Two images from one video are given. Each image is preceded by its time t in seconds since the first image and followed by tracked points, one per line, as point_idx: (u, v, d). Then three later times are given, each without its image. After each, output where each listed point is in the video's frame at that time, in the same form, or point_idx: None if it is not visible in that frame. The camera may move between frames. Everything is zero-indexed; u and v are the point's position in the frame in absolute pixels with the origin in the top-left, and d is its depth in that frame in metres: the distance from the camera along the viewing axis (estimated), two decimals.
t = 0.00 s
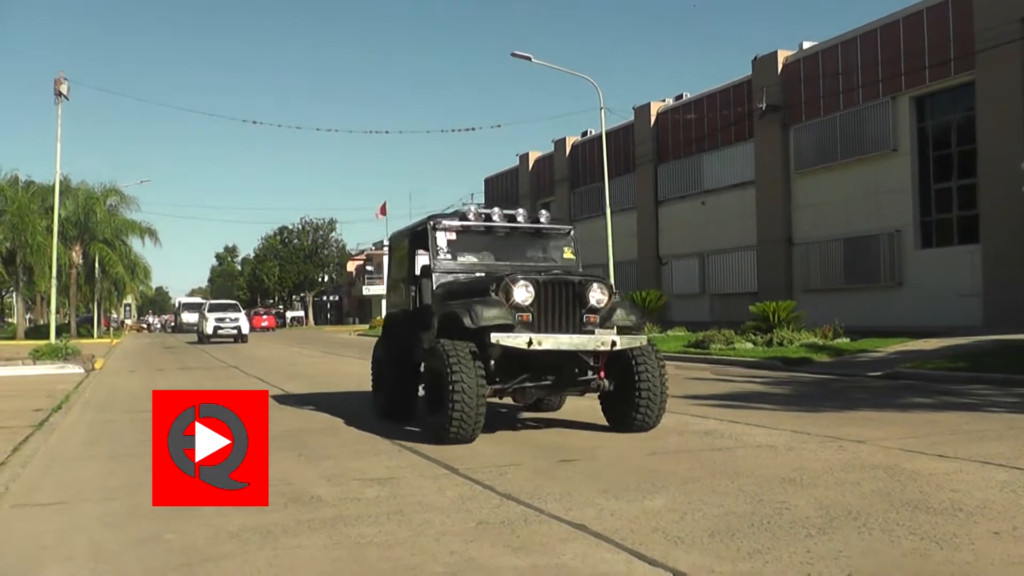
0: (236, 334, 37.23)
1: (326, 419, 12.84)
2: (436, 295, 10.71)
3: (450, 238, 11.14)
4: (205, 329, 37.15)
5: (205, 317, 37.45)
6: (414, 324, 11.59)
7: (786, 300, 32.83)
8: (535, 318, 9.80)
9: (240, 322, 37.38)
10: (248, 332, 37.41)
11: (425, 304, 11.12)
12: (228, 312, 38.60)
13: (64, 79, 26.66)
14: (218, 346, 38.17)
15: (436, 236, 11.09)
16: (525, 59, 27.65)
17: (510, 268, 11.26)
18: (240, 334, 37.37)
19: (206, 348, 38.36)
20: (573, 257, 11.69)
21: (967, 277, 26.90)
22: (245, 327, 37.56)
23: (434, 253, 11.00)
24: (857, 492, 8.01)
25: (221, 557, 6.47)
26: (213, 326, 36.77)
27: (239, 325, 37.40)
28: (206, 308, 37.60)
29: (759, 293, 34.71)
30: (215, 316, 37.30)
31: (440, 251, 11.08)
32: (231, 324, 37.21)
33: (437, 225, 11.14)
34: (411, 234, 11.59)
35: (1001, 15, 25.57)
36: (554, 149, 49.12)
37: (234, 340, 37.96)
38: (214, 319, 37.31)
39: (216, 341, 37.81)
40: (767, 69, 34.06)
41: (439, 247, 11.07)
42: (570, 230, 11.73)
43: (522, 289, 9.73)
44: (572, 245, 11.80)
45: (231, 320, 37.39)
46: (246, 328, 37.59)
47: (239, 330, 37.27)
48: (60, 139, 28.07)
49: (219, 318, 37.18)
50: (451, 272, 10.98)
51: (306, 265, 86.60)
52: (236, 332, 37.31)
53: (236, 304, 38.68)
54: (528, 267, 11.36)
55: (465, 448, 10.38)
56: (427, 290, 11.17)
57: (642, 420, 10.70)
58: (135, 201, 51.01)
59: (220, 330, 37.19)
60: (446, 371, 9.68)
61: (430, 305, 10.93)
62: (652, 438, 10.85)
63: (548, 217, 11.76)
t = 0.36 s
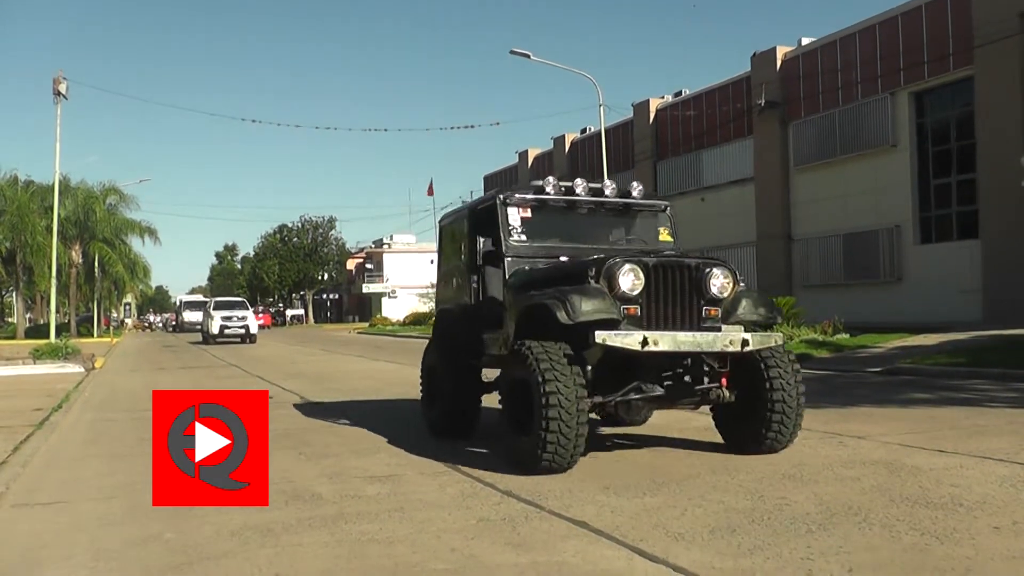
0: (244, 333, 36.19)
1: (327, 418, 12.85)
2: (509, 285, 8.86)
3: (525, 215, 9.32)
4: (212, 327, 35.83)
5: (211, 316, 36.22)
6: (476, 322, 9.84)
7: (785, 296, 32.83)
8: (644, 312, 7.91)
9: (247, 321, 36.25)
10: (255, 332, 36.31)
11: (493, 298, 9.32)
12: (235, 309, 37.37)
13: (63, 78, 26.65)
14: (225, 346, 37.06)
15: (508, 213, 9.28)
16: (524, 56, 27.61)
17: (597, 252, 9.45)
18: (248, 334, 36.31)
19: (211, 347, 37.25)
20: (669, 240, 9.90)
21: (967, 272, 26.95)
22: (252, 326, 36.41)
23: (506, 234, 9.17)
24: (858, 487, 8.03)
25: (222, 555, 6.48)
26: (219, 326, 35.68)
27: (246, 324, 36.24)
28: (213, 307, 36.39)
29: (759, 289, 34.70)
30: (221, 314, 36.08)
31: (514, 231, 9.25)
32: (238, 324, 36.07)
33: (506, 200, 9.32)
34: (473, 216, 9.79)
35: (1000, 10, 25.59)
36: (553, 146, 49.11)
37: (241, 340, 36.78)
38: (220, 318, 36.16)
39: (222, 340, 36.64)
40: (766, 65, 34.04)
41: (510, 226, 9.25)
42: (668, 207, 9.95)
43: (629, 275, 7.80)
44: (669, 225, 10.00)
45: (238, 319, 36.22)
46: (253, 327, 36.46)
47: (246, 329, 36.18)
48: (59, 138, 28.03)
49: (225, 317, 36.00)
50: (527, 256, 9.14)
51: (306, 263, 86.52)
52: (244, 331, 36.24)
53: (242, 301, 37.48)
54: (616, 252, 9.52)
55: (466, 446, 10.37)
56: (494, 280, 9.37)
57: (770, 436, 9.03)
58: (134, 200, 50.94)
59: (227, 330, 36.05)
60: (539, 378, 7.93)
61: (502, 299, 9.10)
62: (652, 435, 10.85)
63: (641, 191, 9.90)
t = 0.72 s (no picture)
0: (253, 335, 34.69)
1: (327, 417, 12.84)
2: (629, 269, 6.91)
3: (642, 182, 7.41)
4: (221, 329, 34.10)
5: (218, 316, 34.60)
6: (576, 319, 7.90)
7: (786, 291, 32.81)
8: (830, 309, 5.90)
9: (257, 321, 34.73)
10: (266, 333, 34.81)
11: (596, 290, 7.60)
12: (243, 308, 35.78)
13: (63, 79, 26.69)
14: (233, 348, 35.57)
15: (623, 179, 7.36)
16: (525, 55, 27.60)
17: (731, 229, 7.51)
18: (259, 335, 34.82)
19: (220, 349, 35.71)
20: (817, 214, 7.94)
21: (968, 271, 27.05)
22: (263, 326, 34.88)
23: (621, 205, 7.26)
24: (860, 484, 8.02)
25: (224, 555, 6.48)
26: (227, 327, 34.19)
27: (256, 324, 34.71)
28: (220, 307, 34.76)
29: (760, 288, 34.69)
30: (229, 315, 34.48)
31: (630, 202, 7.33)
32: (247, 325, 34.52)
33: (619, 162, 7.40)
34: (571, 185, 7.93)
35: (1000, 9, 25.61)
36: (554, 145, 49.15)
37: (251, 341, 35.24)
38: (228, 319, 34.59)
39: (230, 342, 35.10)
40: (767, 63, 34.02)
41: (627, 195, 7.33)
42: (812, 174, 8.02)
43: (813, 258, 5.79)
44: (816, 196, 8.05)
45: (247, 319, 34.65)
46: (264, 328, 34.95)
47: (256, 329, 34.68)
48: (59, 140, 28.05)
49: (233, 317, 34.42)
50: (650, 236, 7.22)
51: (307, 263, 86.45)
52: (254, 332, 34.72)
53: (251, 300, 35.86)
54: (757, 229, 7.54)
55: (469, 445, 10.36)
56: (595, 264, 7.63)
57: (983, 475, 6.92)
58: (135, 201, 50.97)
59: (236, 331, 34.52)
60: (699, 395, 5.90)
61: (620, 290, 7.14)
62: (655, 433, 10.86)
63: (782, 152, 7.92)
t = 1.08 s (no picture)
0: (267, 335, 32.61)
1: (331, 415, 12.86)
2: (850, 251, 4.77)
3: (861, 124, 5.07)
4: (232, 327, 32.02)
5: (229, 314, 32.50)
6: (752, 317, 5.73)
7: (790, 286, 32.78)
8: None
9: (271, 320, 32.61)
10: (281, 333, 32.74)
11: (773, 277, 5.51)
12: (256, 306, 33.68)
13: (66, 79, 26.77)
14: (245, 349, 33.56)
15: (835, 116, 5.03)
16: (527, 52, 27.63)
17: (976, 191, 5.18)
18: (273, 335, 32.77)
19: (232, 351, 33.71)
20: None
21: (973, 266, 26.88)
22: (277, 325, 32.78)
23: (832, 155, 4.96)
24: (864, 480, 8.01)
25: (228, 552, 6.50)
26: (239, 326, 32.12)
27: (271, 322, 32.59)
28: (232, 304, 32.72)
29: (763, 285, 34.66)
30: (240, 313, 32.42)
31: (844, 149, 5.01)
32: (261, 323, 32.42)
33: (825, 94, 5.05)
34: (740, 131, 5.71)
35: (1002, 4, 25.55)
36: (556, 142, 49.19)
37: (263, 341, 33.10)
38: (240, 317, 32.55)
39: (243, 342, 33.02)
40: (770, 60, 33.99)
41: (839, 139, 5.02)
42: None
43: None
44: None
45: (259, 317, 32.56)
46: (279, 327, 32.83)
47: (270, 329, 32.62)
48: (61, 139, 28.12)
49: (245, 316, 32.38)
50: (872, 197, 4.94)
51: (310, 262, 86.47)
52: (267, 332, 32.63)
53: (264, 297, 33.73)
54: (995, 194, 5.17)
55: (473, 442, 10.37)
56: (770, 241, 5.58)
57: None
58: (138, 200, 51.03)
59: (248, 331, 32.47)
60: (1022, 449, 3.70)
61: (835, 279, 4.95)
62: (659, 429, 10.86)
63: None
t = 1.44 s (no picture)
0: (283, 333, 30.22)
1: (334, 412, 12.86)
2: None
3: None
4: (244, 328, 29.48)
5: (241, 311, 30.04)
6: None
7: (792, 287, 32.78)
8: None
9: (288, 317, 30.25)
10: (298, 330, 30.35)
11: None
12: (271, 302, 31.21)
13: (69, 77, 26.77)
14: (260, 350, 31.09)
15: None
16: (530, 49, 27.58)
17: None
18: (290, 333, 30.37)
19: (246, 351, 31.30)
20: None
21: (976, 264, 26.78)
22: (294, 322, 30.38)
23: None
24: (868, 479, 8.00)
25: (231, 549, 6.50)
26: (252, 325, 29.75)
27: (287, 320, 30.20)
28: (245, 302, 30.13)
29: (767, 282, 34.62)
30: (254, 310, 30.00)
31: None
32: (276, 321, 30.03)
33: None
34: None
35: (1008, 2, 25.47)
36: (560, 140, 49.09)
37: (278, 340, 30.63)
38: (254, 315, 30.13)
39: (258, 341, 30.57)
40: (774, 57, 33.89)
41: None
42: None
43: None
44: None
45: (274, 314, 30.15)
46: (296, 324, 30.45)
47: (287, 327, 30.24)
48: (65, 136, 28.15)
49: (259, 313, 29.96)
50: None
51: (313, 259, 86.46)
52: (284, 331, 30.25)
53: (280, 292, 31.26)
54: None
55: (476, 440, 10.36)
56: None
57: None
58: (141, 197, 51.04)
59: (262, 329, 30.06)
60: None
61: None
62: (662, 428, 10.86)
63: None
